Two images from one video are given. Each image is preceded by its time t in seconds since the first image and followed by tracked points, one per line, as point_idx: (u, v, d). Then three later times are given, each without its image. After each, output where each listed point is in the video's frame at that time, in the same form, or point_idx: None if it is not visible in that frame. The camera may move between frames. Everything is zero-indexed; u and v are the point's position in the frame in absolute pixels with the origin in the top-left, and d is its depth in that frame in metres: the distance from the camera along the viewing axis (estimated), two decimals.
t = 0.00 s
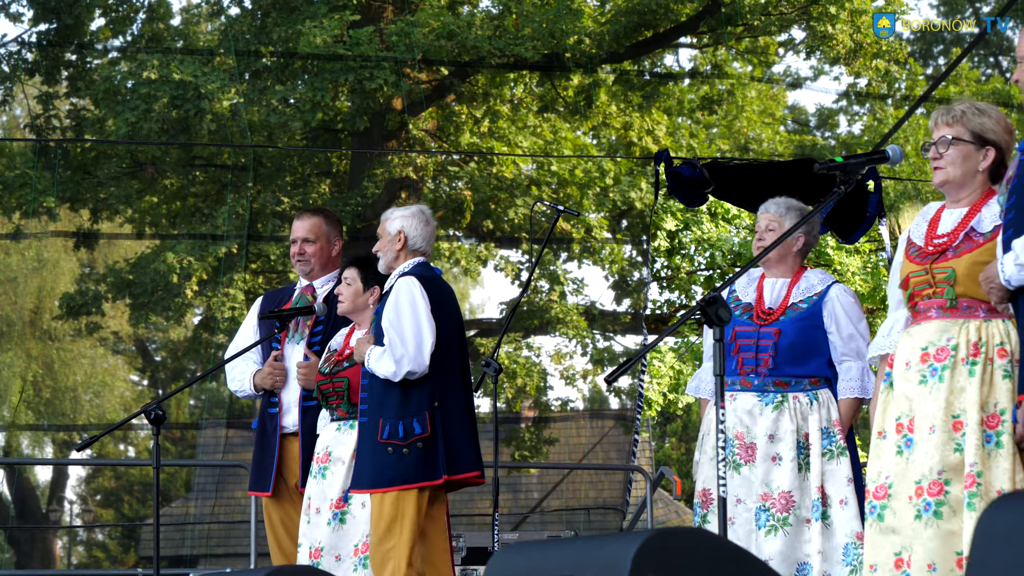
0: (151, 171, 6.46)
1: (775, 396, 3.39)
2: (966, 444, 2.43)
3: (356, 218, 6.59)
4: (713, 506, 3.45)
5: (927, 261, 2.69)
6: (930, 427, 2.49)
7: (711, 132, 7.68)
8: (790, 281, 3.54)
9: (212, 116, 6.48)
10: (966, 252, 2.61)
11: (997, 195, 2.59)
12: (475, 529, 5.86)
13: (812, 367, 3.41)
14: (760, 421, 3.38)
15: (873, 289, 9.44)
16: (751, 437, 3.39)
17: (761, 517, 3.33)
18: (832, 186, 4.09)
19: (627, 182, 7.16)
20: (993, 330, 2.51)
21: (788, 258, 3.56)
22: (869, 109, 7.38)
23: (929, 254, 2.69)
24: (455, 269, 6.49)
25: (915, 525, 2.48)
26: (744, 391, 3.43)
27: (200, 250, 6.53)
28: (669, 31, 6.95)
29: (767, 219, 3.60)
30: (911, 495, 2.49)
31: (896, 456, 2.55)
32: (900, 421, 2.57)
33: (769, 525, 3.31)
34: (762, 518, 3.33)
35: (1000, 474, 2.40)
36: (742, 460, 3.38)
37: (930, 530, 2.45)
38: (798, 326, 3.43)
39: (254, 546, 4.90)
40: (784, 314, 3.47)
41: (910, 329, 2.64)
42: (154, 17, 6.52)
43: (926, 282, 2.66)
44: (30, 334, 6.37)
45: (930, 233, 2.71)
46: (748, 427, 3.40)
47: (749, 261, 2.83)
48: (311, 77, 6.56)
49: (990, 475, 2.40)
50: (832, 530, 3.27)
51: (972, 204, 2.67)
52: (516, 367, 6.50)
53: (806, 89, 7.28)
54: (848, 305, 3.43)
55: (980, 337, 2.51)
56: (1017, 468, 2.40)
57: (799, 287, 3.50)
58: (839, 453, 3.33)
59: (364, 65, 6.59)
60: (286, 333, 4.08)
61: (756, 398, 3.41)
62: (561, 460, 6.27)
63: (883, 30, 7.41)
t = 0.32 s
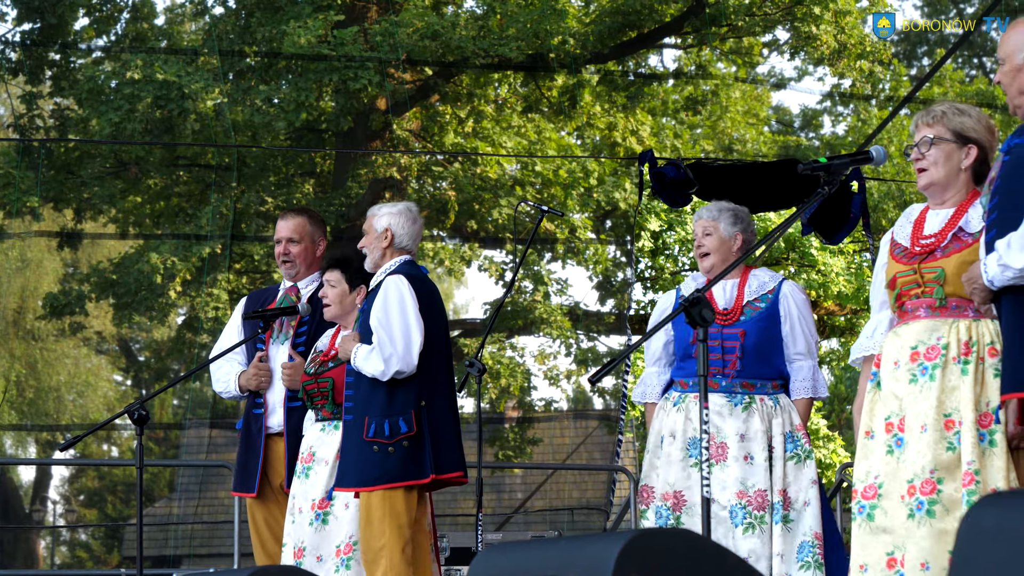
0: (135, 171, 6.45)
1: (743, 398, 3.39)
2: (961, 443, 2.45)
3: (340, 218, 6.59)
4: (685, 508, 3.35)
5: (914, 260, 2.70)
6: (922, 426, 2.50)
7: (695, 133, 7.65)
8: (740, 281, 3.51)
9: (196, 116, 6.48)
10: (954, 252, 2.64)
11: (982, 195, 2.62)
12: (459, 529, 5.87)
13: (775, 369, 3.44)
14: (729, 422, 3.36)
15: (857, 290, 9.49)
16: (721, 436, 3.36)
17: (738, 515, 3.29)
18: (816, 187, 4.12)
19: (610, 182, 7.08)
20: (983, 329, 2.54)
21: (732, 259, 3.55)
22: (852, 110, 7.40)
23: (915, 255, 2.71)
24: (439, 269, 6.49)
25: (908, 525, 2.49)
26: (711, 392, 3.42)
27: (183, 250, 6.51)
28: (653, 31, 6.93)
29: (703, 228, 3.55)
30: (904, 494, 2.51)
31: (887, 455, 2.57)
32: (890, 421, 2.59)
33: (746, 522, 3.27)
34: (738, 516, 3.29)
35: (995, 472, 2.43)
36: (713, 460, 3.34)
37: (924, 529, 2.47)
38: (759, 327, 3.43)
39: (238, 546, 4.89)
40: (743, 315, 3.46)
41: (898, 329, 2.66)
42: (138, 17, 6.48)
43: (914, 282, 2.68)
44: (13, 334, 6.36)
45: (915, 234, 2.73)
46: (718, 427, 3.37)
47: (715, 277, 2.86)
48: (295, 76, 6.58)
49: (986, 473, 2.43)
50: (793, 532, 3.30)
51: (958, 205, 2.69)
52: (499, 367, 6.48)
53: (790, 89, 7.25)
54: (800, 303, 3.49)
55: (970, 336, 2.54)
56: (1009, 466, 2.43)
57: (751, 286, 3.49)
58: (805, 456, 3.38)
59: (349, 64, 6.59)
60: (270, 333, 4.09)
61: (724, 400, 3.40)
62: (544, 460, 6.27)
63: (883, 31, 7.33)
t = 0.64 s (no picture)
0: (120, 171, 6.45)
1: (719, 397, 3.41)
2: (944, 444, 2.47)
3: (325, 218, 6.59)
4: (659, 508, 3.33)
5: (900, 261, 2.73)
6: (905, 427, 2.53)
7: (681, 134, 7.58)
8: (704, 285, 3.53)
9: (181, 116, 6.45)
10: (940, 253, 2.66)
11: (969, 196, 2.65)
12: (444, 529, 5.88)
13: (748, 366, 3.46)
14: (706, 422, 3.38)
15: (842, 290, 9.53)
16: (699, 437, 3.37)
17: (714, 516, 3.29)
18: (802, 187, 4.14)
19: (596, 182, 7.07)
20: (968, 331, 2.56)
21: (698, 261, 3.58)
22: (838, 111, 7.47)
23: (901, 256, 2.73)
24: (424, 269, 6.57)
25: (890, 526, 2.51)
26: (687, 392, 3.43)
27: (169, 250, 6.50)
28: (639, 31, 6.94)
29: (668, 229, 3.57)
30: (886, 495, 2.53)
31: (870, 456, 2.59)
32: (874, 422, 2.61)
33: (724, 523, 3.27)
34: (715, 517, 3.29)
35: (978, 474, 2.45)
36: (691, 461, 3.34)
37: (906, 530, 2.49)
38: (731, 327, 3.45)
39: (224, 547, 4.84)
40: (711, 316, 3.47)
41: (884, 329, 2.69)
42: (123, 16, 6.46)
43: (900, 283, 2.70)
44: None
45: (901, 235, 2.76)
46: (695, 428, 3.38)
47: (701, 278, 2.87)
48: (280, 76, 6.58)
49: (969, 475, 2.45)
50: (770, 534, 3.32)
51: (945, 205, 2.72)
52: (484, 367, 6.50)
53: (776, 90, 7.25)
54: (767, 299, 3.50)
55: (955, 337, 2.56)
56: (993, 468, 2.45)
57: (717, 285, 3.49)
58: (778, 455, 3.39)
59: (334, 65, 6.58)
60: (258, 332, 4.08)
61: (701, 399, 3.42)
62: (529, 461, 6.28)
63: (884, 30, 7.33)
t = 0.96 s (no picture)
0: (108, 171, 6.45)
1: (704, 390, 3.44)
2: (922, 446, 2.49)
3: (313, 218, 6.59)
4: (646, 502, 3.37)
5: (885, 262, 2.75)
6: (885, 429, 2.55)
7: (668, 133, 7.80)
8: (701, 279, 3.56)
9: (169, 115, 6.44)
10: (924, 254, 2.68)
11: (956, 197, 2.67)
12: (432, 529, 5.88)
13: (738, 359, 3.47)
14: (690, 415, 3.40)
15: (830, 290, 9.56)
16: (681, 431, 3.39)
17: (697, 511, 3.32)
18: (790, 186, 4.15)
19: (583, 182, 7.16)
20: (949, 333, 2.58)
21: (701, 256, 3.59)
22: (825, 111, 7.44)
23: (887, 256, 2.75)
24: (411, 269, 6.53)
25: (869, 527, 2.53)
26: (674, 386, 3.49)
27: (157, 250, 6.49)
28: (626, 32, 6.95)
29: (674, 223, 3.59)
30: (866, 497, 2.55)
31: (853, 456, 2.61)
32: (857, 422, 2.63)
33: (705, 517, 3.30)
34: (698, 511, 3.32)
35: (955, 477, 2.47)
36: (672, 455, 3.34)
37: (884, 532, 2.51)
38: (716, 319, 3.48)
39: (211, 546, 4.87)
40: (699, 309, 3.52)
41: (868, 330, 2.71)
42: (111, 16, 6.46)
43: (884, 284, 2.72)
44: None
45: (889, 235, 2.78)
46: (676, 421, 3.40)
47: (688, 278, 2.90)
48: (268, 76, 6.57)
49: (946, 477, 2.48)
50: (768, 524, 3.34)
51: (933, 206, 2.74)
52: (472, 367, 6.49)
53: (763, 90, 7.26)
54: (760, 289, 3.48)
55: (936, 339, 2.58)
56: (970, 471, 2.48)
57: (711, 279, 3.55)
58: (773, 446, 3.40)
59: (322, 64, 6.59)
60: (247, 330, 4.09)
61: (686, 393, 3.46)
62: (517, 460, 6.28)
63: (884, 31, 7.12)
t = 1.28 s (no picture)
0: (94, 170, 6.43)
1: (697, 398, 3.50)
2: (903, 448, 2.51)
3: (302, 217, 6.58)
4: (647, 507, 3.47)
5: (873, 262, 2.77)
6: (868, 429, 2.57)
7: (657, 134, 7.89)
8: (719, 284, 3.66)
9: (157, 116, 6.41)
10: (910, 255, 2.70)
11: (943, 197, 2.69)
12: (419, 529, 5.88)
13: (734, 368, 3.49)
14: (679, 423, 3.47)
15: (817, 290, 9.59)
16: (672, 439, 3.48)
17: (679, 518, 3.38)
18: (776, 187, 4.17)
19: (572, 182, 7.23)
20: (934, 334, 2.58)
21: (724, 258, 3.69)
22: (814, 112, 7.39)
23: (875, 256, 2.77)
24: (400, 269, 6.50)
25: (851, 527, 2.56)
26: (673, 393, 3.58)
27: (144, 250, 6.48)
28: (615, 32, 6.98)
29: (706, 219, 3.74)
30: (849, 497, 2.58)
31: (839, 456, 2.63)
32: (842, 422, 2.65)
33: (684, 525, 3.36)
34: (680, 519, 3.38)
35: (937, 478, 2.48)
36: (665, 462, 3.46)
37: (866, 532, 2.54)
38: (715, 326, 3.53)
39: (199, 546, 4.87)
40: (706, 315, 3.59)
41: (855, 329, 2.73)
42: (99, 15, 6.46)
43: (871, 284, 2.74)
44: None
45: (879, 235, 2.80)
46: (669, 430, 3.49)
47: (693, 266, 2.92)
48: (256, 76, 6.56)
49: (927, 479, 2.49)
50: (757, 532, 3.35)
51: (920, 207, 2.76)
52: (460, 368, 6.46)
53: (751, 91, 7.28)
54: (768, 300, 3.48)
55: (920, 340, 2.59)
56: (952, 472, 2.48)
57: (726, 286, 3.61)
58: (766, 453, 3.40)
59: (310, 64, 6.57)
60: (237, 329, 4.10)
61: (681, 400, 3.53)
62: (505, 461, 6.31)
63: (883, 30, 7.08)
